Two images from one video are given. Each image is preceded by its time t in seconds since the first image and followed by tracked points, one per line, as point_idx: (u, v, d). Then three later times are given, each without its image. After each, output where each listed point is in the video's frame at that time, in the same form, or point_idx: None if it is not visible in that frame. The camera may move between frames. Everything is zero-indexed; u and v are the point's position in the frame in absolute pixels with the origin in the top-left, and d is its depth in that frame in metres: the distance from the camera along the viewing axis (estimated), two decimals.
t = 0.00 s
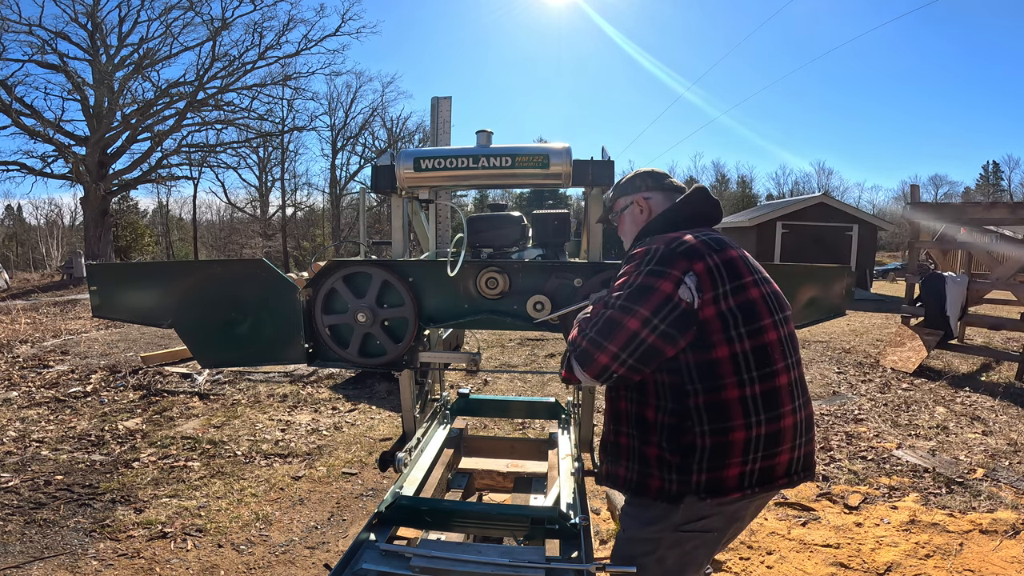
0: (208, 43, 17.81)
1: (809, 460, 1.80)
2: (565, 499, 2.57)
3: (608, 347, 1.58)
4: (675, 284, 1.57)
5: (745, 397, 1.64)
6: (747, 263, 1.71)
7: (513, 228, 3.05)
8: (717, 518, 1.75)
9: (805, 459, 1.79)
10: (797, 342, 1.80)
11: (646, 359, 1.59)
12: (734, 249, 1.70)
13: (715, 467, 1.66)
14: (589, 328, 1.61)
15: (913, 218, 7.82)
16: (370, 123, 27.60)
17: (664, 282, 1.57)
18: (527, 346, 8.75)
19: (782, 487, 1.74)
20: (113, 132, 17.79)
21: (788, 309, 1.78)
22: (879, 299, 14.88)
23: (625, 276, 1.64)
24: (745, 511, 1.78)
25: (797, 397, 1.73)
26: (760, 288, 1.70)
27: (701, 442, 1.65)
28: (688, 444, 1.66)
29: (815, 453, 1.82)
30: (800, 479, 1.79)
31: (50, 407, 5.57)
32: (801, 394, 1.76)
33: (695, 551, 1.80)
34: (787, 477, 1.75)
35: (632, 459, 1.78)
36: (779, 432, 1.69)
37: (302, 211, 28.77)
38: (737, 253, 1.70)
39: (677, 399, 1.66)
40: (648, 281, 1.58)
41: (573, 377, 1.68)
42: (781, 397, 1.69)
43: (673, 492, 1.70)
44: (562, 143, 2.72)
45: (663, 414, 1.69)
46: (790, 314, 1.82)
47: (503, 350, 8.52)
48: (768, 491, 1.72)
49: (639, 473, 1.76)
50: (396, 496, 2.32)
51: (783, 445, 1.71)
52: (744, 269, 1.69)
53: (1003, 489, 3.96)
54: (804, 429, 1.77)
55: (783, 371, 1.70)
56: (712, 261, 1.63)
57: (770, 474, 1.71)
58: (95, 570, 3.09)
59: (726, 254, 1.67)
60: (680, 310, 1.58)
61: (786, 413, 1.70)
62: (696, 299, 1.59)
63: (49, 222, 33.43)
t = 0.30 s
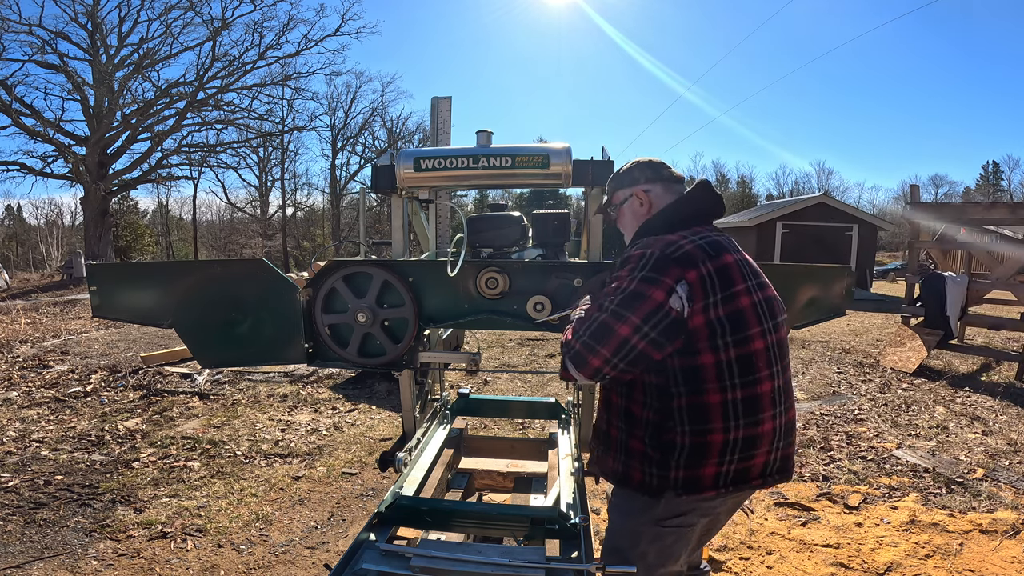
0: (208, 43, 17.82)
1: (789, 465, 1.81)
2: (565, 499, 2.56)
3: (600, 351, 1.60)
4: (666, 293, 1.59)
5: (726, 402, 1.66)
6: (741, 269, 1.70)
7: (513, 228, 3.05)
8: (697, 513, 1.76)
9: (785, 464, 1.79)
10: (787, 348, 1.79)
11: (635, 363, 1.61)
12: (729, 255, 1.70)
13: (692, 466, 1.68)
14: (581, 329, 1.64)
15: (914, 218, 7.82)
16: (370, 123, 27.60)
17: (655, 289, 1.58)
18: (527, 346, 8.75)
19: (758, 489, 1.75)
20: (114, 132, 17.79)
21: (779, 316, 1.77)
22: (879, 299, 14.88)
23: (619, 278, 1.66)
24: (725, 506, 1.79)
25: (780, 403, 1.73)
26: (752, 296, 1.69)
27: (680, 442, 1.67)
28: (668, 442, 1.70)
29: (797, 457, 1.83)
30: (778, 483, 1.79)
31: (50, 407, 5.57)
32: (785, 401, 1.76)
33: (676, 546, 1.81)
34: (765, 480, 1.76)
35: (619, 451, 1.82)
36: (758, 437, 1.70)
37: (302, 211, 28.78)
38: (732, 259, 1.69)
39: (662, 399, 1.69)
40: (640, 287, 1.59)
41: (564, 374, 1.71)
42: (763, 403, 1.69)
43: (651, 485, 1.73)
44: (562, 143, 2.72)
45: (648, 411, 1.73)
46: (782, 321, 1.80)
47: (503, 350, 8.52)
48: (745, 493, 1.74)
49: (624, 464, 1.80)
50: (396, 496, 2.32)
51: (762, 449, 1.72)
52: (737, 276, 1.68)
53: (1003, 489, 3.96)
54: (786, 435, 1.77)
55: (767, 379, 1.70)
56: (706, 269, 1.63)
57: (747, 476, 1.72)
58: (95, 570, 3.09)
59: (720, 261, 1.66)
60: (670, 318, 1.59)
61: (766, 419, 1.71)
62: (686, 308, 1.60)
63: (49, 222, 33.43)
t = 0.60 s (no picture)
0: (208, 43, 17.84)
1: (790, 462, 1.77)
2: (565, 499, 2.57)
3: (585, 359, 1.65)
4: (639, 296, 1.63)
5: (712, 400, 1.65)
6: (714, 267, 1.73)
7: (513, 228, 3.05)
8: (697, 518, 1.76)
9: (785, 461, 1.75)
10: (776, 343, 1.77)
11: (619, 368, 1.65)
12: (701, 255, 1.73)
13: (688, 470, 1.67)
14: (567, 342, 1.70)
15: (914, 218, 7.82)
16: (370, 123, 27.59)
17: (628, 294, 1.63)
18: (527, 346, 8.76)
19: (760, 490, 1.72)
20: (113, 132, 17.79)
21: (762, 311, 1.76)
22: (880, 299, 14.88)
23: (599, 290, 1.72)
24: (726, 513, 1.78)
25: (770, 398, 1.71)
26: (727, 292, 1.71)
27: (673, 445, 1.68)
28: (661, 446, 1.70)
29: (799, 454, 1.79)
30: (781, 481, 1.75)
31: (50, 407, 5.57)
32: (776, 396, 1.73)
33: (677, 551, 1.80)
34: (766, 479, 1.73)
35: (619, 462, 1.84)
36: (750, 434, 1.68)
37: (302, 211, 28.76)
38: (703, 259, 1.72)
39: (651, 403, 1.71)
40: (615, 294, 1.65)
41: (557, 388, 1.77)
42: (751, 399, 1.68)
43: (652, 493, 1.74)
44: (562, 143, 2.72)
45: (639, 417, 1.75)
46: (768, 316, 1.79)
47: (503, 351, 8.52)
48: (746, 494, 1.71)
49: (625, 475, 1.82)
50: (396, 496, 2.32)
51: (756, 448, 1.70)
52: (709, 274, 1.70)
53: (1003, 489, 3.96)
54: (781, 430, 1.74)
55: (752, 374, 1.69)
56: (676, 271, 1.67)
57: (745, 476, 1.69)
58: (95, 570, 3.09)
59: (692, 262, 1.70)
60: (645, 320, 1.63)
61: (757, 416, 1.69)
62: (660, 309, 1.64)
63: (49, 222, 33.43)
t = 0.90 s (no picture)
0: (208, 43, 17.84)
1: (794, 459, 1.78)
2: (565, 499, 2.57)
3: (582, 358, 1.64)
4: (638, 295, 1.63)
5: (717, 397, 1.66)
6: (708, 269, 1.74)
7: (513, 228, 3.05)
8: (699, 519, 1.77)
9: (790, 458, 1.76)
10: (771, 342, 1.80)
11: (621, 368, 1.64)
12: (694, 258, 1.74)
13: (697, 470, 1.68)
14: (564, 343, 1.69)
15: (914, 218, 7.82)
16: (370, 123, 27.58)
17: (626, 294, 1.63)
18: (527, 346, 8.76)
19: (769, 488, 1.73)
20: (113, 132, 17.79)
21: (756, 311, 1.79)
22: (880, 299, 14.89)
23: (595, 293, 1.72)
24: (730, 513, 1.78)
25: (772, 395, 1.72)
26: (723, 293, 1.72)
27: (680, 446, 1.68)
28: (668, 448, 1.70)
29: (803, 451, 1.80)
30: (786, 477, 1.76)
31: (50, 407, 5.57)
32: (777, 393, 1.75)
33: (677, 551, 1.82)
34: (773, 476, 1.74)
35: (620, 470, 1.82)
36: (756, 431, 1.70)
37: (302, 211, 28.76)
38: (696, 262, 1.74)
39: (654, 404, 1.70)
40: (613, 294, 1.65)
41: (555, 393, 1.74)
42: (755, 396, 1.69)
43: (660, 498, 1.73)
44: (562, 143, 2.73)
45: (642, 420, 1.74)
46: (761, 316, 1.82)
47: (503, 350, 8.51)
48: (754, 490, 1.72)
49: (627, 483, 1.80)
50: (396, 496, 2.32)
51: (762, 444, 1.71)
52: (704, 275, 1.72)
53: (1003, 489, 3.96)
54: (784, 427, 1.76)
55: (754, 371, 1.71)
56: (673, 272, 1.68)
57: (754, 473, 1.71)
58: (95, 570, 3.09)
59: (686, 264, 1.71)
60: (644, 319, 1.63)
61: (761, 412, 1.70)
62: (659, 308, 1.64)
63: (49, 221, 33.44)
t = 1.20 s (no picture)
0: (208, 43, 17.85)
1: (775, 466, 1.77)
2: (565, 499, 2.57)
3: (575, 358, 1.65)
4: (632, 299, 1.64)
5: (702, 403, 1.66)
6: (704, 277, 1.74)
7: (513, 228, 3.05)
8: (680, 520, 1.79)
9: (771, 466, 1.76)
10: (762, 351, 1.78)
11: (611, 370, 1.65)
12: (691, 264, 1.74)
13: (678, 472, 1.68)
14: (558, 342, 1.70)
15: (914, 218, 7.82)
16: (370, 123, 27.58)
17: (621, 297, 1.64)
18: (527, 346, 8.76)
19: (747, 494, 1.72)
20: (114, 132, 17.79)
21: (749, 320, 1.78)
22: (879, 299, 14.89)
23: (592, 294, 1.73)
24: (710, 515, 1.79)
25: (757, 403, 1.71)
26: (716, 301, 1.72)
27: (663, 447, 1.68)
28: (651, 449, 1.71)
29: (784, 459, 1.79)
30: (767, 485, 1.75)
31: (50, 407, 5.57)
32: (762, 401, 1.74)
33: (660, 552, 1.84)
34: (752, 483, 1.73)
35: (607, 468, 1.83)
36: (738, 438, 1.69)
37: (302, 211, 28.76)
38: (693, 268, 1.73)
39: (642, 406, 1.71)
40: (608, 296, 1.65)
41: (548, 390, 1.75)
42: (739, 403, 1.69)
43: (642, 497, 1.75)
44: (562, 143, 2.73)
45: (629, 420, 1.75)
46: (753, 325, 1.81)
47: (503, 350, 8.51)
48: (733, 496, 1.71)
49: (613, 481, 1.81)
50: (396, 496, 2.32)
51: (743, 451, 1.71)
52: (700, 282, 1.72)
53: (1003, 489, 3.96)
54: (766, 435, 1.74)
55: (741, 379, 1.70)
56: (668, 277, 1.68)
57: (733, 479, 1.70)
58: (95, 570, 3.08)
59: (682, 270, 1.71)
60: (637, 322, 1.63)
61: (745, 419, 1.70)
62: (652, 312, 1.65)
63: (49, 222, 33.44)
